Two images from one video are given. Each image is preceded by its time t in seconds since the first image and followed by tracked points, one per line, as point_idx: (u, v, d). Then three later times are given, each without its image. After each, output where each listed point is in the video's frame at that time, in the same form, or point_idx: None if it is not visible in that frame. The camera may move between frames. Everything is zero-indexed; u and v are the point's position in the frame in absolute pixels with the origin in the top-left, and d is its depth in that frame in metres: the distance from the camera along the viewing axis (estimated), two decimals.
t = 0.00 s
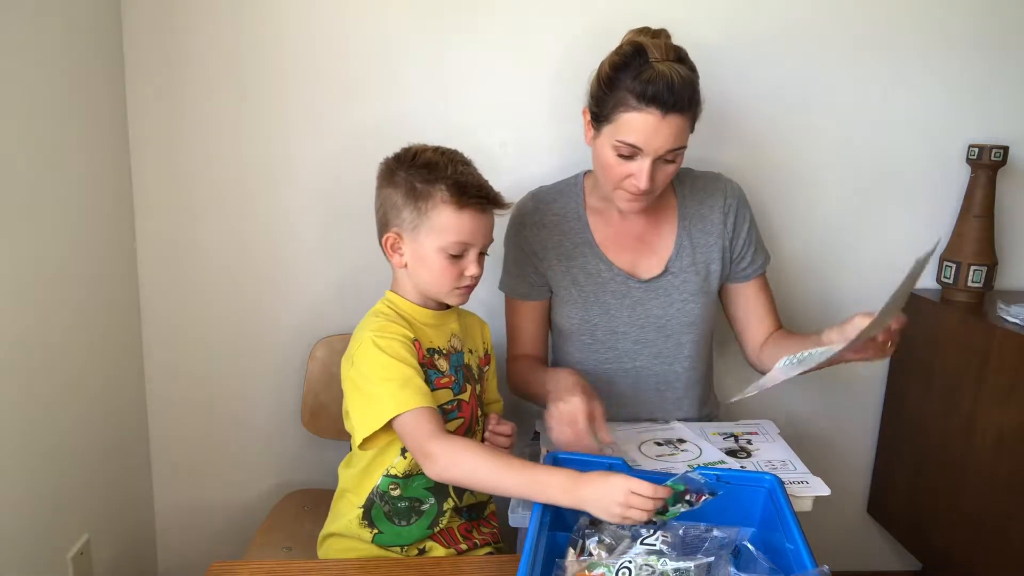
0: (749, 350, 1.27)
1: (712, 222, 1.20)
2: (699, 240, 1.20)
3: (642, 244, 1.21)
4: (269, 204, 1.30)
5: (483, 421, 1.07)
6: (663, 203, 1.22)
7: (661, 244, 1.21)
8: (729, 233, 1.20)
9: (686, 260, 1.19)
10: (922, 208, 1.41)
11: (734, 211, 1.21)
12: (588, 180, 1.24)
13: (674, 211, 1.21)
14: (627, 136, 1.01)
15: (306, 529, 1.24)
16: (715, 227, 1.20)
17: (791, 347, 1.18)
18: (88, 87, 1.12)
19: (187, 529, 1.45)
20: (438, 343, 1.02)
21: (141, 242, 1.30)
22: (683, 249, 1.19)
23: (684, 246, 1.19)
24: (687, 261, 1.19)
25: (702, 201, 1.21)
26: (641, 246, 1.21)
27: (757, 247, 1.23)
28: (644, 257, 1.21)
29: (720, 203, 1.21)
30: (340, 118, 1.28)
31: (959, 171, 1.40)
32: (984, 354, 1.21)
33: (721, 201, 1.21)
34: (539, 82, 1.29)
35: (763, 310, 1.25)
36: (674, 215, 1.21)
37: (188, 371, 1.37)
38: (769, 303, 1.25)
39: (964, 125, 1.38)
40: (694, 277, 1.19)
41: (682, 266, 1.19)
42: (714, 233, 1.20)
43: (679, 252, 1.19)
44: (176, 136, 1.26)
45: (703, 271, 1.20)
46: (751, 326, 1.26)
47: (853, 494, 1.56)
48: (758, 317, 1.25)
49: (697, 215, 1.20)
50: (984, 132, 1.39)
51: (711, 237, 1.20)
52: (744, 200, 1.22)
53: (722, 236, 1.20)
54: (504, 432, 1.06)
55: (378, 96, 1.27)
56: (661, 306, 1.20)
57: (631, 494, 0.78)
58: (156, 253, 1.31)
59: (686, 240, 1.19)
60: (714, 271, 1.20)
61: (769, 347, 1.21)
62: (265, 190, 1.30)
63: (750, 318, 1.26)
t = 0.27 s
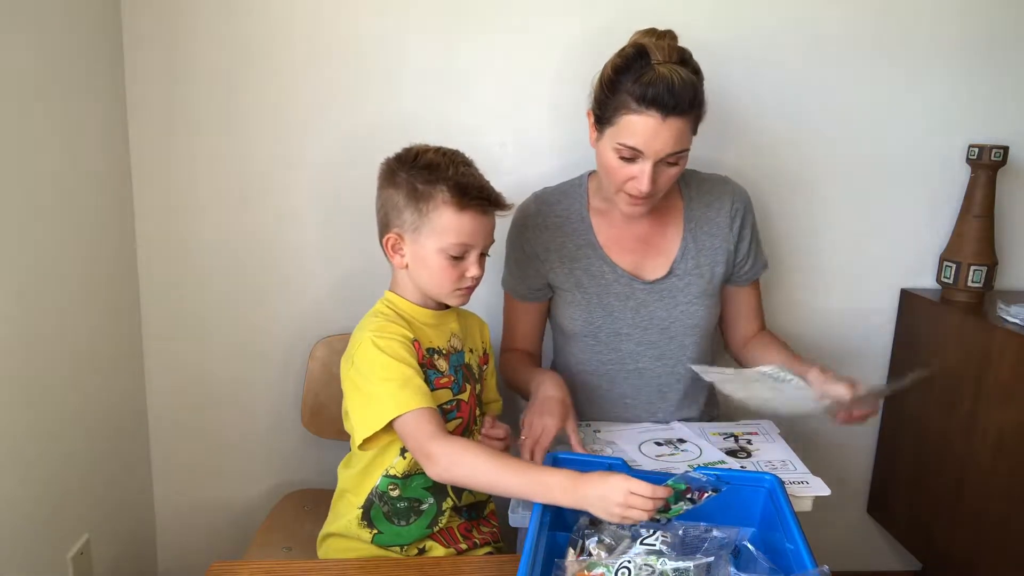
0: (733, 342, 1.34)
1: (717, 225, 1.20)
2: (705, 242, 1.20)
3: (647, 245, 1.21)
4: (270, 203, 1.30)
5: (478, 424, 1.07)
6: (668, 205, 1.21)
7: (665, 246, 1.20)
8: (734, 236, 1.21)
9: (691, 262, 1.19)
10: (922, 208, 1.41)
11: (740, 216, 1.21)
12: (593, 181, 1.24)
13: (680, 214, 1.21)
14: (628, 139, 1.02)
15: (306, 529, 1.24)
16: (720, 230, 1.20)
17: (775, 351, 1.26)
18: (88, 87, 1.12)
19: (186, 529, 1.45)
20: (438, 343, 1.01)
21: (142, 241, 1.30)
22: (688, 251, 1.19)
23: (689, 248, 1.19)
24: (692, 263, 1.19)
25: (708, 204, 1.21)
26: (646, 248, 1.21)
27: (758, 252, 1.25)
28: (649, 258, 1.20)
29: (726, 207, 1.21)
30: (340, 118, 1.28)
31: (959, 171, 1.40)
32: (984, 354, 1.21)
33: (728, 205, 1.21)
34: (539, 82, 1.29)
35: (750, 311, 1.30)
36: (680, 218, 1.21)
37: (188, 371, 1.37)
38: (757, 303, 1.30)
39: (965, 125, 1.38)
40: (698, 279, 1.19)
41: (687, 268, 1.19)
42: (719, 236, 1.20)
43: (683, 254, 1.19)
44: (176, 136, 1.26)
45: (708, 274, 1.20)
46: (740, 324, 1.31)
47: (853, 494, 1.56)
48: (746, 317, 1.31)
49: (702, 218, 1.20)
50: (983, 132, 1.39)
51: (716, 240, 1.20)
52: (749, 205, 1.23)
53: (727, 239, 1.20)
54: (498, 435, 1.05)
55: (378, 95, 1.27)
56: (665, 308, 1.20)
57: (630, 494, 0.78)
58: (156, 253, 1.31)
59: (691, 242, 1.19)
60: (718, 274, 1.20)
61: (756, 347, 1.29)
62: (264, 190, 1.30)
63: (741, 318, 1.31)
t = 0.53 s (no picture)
0: (723, 338, 1.35)
1: (721, 226, 1.20)
2: (708, 243, 1.20)
3: (650, 246, 1.21)
4: (270, 204, 1.30)
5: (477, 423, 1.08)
6: (671, 206, 1.22)
7: (668, 246, 1.21)
8: (736, 237, 1.21)
9: (693, 263, 1.19)
10: (922, 208, 1.41)
11: (743, 217, 1.22)
12: (596, 180, 1.24)
13: (683, 214, 1.21)
14: (630, 142, 1.02)
15: (306, 529, 1.24)
16: (724, 231, 1.20)
17: (761, 356, 1.27)
18: (88, 87, 1.12)
19: (187, 529, 1.45)
20: (437, 343, 1.01)
21: (142, 242, 1.30)
22: (690, 252, 1.19)
23: (691, 248, 1.19)
24: (695, 264, 1.19)
25: (711, 205, 1.21)
26: (648, 248, 1.21)
27: (758, 254, 1.25)
28: (652, 259, 1.21)
29: (729, 208, 1.21)
30: (340, 118, 1.28)
31: (959, 171, 1.40)
32: (984, 354, 1.21)
33: (731, 207, 1.21)
34: (539, 82, 1.29)
35: (746, 311, 1.31)
36: (682, 219, 1.21)
37: (188, 371, 1.37)
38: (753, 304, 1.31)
39: (965, 124, 1.38)
40: (701, 280, 1.19)
41: (690, 268, 1.19)
42: (722, 237, 1.20)
43: (686, 255, 1.19)
44: (176, 136, 1.26)
45: (710, 274, 1.20)
46: (733, 322, 1.32)
47: (854, 494, 1.56)
48: (741, 316, 1.31)
49: (705, 219, 1.20)
50: (983, 132, 1.39)
51: (718, 241, 1.20)
52: (751, 206, 1.23)
53: (730, 239, 1.21)
54: (497, 434, 1.06)
55: (379, 96, 1.27)
56: (667, 308, 1.20)
57: (628, 497, 0.77)
58: (156, 253, 1.31)
59: (694, 242, 1.19)
60: (720, 275, 1.21)
61: (744, 348, 1.30)
62: (265, 190, 1.30)
63: (735, 316, 1.32)
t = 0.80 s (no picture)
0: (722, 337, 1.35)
1: (722, 226, 1.20)
2: (709, 243, 1.20)
3: (652, 245, 1.21)
4: (270, 204, 1.30)
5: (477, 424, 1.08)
6: (672, 206, 1.22)
7: (669, 245, 1.21)
8: (737, 237, 1.21)
9: (694, 262, 1.19)
10: (922, 208, 1.41)
11: (744, 217, 1.22)
12: (598, 180, 1.24)
13: (684, 214, 1.21)
14: (630, 144, 1.02)
15: (306, 529, 1.24)
16: (725, 230, 1.20)
17: (759, 356, 1.28)
18: (88, 87, 1.12)
19: (187, 529, 1.45)
20: (436, 343, 1.01)
21: (142, 242, 1.30)
22: (691, 251, 1.19)
23: (692, 248, 1.19)
24: (696, 263, 1.19)
25: (713, 204, 1.21)
26: (650, 248, 1.21)
27: (759, 254, 1.25)
28: (653, 258, 1.20)
29: (730, 208, 1.21)
30: (340, 119, 1.28)
31: (959, 171, 1.40)
32: (984, 354, 1.21)
33: (732, 207, 1.21)
34: (538, 82, 1.29)
35: (747, 310, 1.32)
36: (683, 218, 1.21)
37: (188, 371, 1.37)
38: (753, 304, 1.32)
39: (965, 124, 1.38)
40: (702, 279, 1.20)
41: (691, 268, 1.19)
42: (724, 237, 1.20)
43: (687, 254, 1.19)
44: (176, 136, 1.26)
45: (711, 274, 1.20)
46: (733, 321, 1.33)
47: (854, 494, 1.56)
48: (742, 316, 1.32)
49: (706, 218, 1.20)
50: (983, 132, 1.39)
51: (719, 241, 1.20)
52: (751, 207, 1.23)
53: (732, 239, 1.21)
54: (496, 435, 1.06)
55: (379, 96, 1.27)
56: (668, 307, 1.20)
57: (625, 496, 0.77)
58: (156, 253, 1.31)
59: (695, 242, 1.20)
60: (721, 275, 1.21)
61: (742, 348, 1.30)
62: (265, 190, 1.30)
63: (735, 315, 1.32)
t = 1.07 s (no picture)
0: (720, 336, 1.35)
1: (724, 226, 1.21)
2: (711, 242, 1.20)
3: (653, 244, 1.21)
4: (270, 204, 1.30)
5: (477, 424, 1.08)
6: (674, 206, 1.22)
7: (671, 245, 1.21)
8: (739, 237, 1.21)
9: (697, 261, 1.19)
10: (922, 208, 1.41)
11: (745, 217, 1.22)
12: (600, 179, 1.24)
13: (686, 214, 1.21)
14: (627, 146, 1.02)
15: (306, 529, 1.24)
16: (727, 230, 1.21)
17: (757, 356, 1.28)
18: (87, 88, 1.12)
19: (187, 529, 1.45)
20: (435, 343, 1.01)
21: (142, 242, 1.30)
22: (693, 250, 1.19)
23: (695, 247, 1.19)
24: (697, 263, 1.20)
25: (715, 204, 1.21)
26: (651, 247, 1.21)
27: (759, 255, 1.26)
28: (655, 257, 1.20)
29: (732, 207, 1.21)
30: (340, 118, 1.28)
31: (959, 171, 1.40)
32: (984, 354, 1.21)
33: (734, 206, 1.22)
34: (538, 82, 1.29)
35: (746, 310, 1.32)
36: (686, 217, 1.21)
37: (188, 371, 1.37)
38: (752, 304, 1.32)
39: (965, 125, 1.38)
40: (704, 278, 1.20)
41: (692, 267, 1.19)
42: (725, 236, 1.20)
43: (689, 253, 1.19)
44: (176, 136, 1.26)
45: (713, 273, 1.20)
46: (732, 321, 1.33)
47: (854, 494, 1.56)
48: (741, 316, 1.32)
49: (708, 218, 1.20)
50: (983, 132, 1.39)
51: (721, 240, 1.21)
52: (753, 207, 1.24)
53: (733, 239, 1.21)
54: (495, 437, 1.07)
55: (378, 96, 1.27)
56: (670, 306, 1.20)
57: (624, 496, 0.77)
58: (156, 254, 1.31)
59: (697, 241, 1.20)
60: (723, 274, 1.21)
61: (740, 347, 1.30)
62: (264, 190, 1.30)
63: (735, 315, 1.32)
